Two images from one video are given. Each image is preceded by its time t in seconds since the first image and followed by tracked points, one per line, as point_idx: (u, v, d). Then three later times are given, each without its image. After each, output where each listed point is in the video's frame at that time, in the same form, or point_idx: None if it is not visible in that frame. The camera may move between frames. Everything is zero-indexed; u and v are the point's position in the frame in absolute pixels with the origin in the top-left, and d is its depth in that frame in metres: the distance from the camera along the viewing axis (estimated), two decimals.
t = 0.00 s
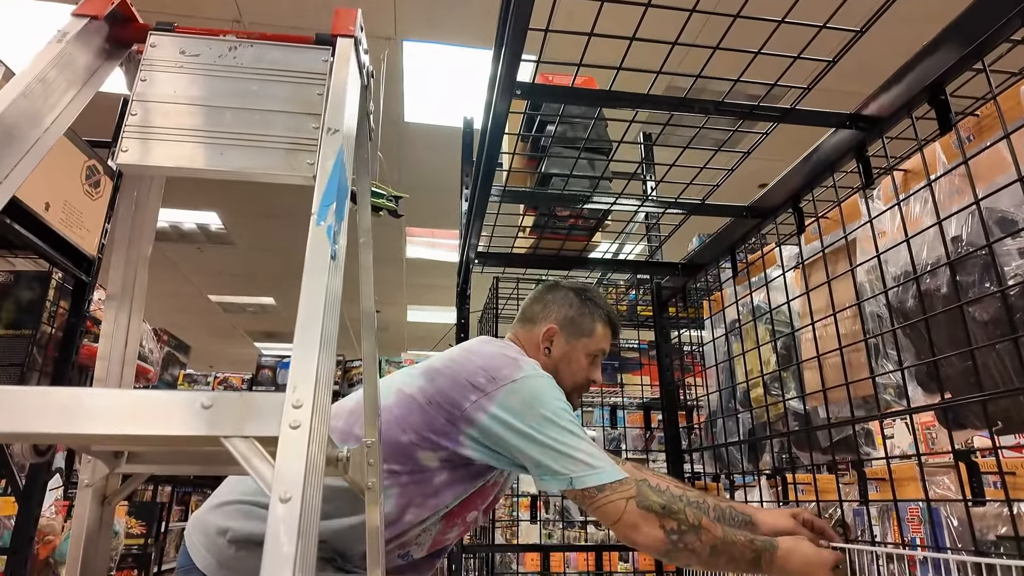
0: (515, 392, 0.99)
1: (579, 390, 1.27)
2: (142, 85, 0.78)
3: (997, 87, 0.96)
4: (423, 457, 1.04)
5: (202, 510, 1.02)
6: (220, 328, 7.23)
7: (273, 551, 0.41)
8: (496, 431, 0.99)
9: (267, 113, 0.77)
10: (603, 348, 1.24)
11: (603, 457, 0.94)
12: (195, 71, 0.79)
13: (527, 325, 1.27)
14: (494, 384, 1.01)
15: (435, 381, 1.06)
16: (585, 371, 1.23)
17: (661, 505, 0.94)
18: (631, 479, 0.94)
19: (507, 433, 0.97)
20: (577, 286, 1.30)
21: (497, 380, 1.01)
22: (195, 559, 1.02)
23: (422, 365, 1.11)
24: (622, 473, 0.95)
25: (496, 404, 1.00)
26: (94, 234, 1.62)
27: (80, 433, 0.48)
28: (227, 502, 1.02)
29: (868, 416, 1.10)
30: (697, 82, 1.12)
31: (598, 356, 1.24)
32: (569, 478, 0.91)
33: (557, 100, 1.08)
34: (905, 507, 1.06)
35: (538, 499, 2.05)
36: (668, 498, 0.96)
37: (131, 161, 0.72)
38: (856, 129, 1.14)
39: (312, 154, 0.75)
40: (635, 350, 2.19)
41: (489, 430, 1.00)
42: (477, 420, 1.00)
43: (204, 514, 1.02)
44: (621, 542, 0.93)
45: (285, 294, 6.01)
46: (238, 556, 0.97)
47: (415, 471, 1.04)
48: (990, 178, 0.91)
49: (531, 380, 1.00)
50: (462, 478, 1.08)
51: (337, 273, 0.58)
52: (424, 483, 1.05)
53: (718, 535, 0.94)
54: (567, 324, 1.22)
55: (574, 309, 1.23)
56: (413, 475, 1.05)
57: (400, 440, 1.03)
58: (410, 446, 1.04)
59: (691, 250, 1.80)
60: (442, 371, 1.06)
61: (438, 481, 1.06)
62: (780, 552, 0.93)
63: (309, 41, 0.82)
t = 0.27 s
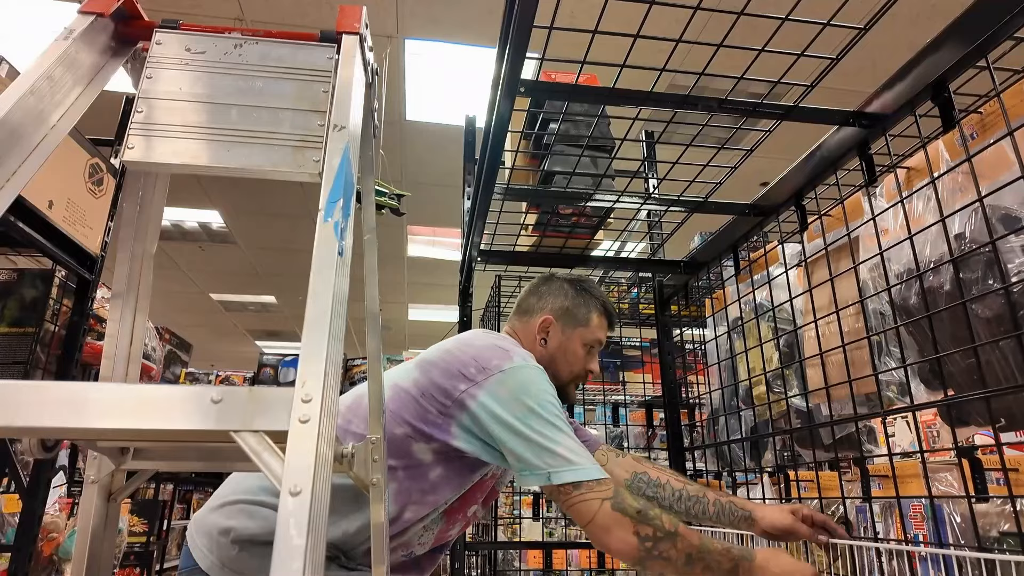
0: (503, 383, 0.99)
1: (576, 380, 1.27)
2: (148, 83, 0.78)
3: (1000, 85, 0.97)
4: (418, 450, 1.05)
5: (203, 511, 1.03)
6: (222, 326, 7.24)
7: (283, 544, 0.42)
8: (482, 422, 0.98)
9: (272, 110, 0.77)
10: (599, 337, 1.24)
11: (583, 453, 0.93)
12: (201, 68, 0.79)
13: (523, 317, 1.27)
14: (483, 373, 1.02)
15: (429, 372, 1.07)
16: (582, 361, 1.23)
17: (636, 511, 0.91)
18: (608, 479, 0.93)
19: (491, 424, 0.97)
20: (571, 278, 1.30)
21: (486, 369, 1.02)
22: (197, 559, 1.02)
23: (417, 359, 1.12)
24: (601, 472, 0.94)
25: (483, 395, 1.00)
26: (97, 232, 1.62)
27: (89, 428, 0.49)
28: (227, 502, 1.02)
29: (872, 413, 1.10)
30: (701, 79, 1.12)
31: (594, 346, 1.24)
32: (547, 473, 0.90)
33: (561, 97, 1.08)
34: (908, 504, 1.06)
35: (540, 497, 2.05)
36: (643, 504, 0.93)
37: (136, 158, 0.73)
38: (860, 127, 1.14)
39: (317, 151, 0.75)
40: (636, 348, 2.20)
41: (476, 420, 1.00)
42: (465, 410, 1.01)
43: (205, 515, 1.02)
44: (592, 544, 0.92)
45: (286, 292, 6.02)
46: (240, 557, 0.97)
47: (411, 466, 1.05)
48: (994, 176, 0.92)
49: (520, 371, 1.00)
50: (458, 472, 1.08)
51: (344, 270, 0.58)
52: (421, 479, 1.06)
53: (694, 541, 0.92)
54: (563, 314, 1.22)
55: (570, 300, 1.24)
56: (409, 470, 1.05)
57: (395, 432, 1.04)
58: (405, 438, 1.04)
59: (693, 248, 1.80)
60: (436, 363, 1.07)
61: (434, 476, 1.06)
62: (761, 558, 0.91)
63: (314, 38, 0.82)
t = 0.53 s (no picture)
0: (494, 379, 0.98)
1: (572, 375, 1.27)
2: (145, 80, 0.78)
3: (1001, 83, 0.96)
4: (411, 448, 1.05)
5: (201, 510, 1.03)
6: (223, 325, 7.25)
7: (279, 543, 0.41)
8: (475, 418, 0.98)
9: (270, 108, 0.77)
10: (594, 331, 1.24)
11: (577, 447, 0.92)
12: (199, 66, 0.79)
13: (518, 313, 1.27)
14: (474, 369, 1.01)
15: (419, 370, 1.07)
16: (577, 356, 1.23)
17: (633, 504, 0.91)
18: (603, 473, 0.92)
19: (484, 420, 0.97)
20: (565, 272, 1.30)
21: (477, 365, 1.01)
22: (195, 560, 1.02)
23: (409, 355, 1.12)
24: (596, 465, 0.93)
25: (475, 391, 0.99)
26: (96, 230, 1.62)
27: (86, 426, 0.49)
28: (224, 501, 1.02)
29: (872, 411, 1.10)
30: (701, 76, 1.12)
31: (589, 340, 1.24)
32: (540, 468, 0.90)
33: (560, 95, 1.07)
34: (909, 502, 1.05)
35: (540, 495, 2.05)
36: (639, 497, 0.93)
37: (134, 157, 0.73)
38: (861, 125, 1.14)
39: (314, 149, 0.75)
40: (636, 346, 2.20)
41: (469, 417, 0.99)
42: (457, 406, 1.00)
43: (203, 514, 1.02)
44: (589, 537, 0.91)
45: (287, 290, 6.02)
46: (240, 555, 0.97)
47: (403, 463, 1.05)
48: (995, 173, 0.91)
49: (511, 366, 0.99)
50: (452, 469, 1.08)
51: (342, 268, 0.58)
52: (415, 477, 1.06)
53: (691, 535, 0.91)
54: (556, 308, 1.22)
55: (563, 294, 1.23)
56: (402, 467, 1.05)
57: (387, 429, 1.04)
58: (397, 436, 1.04)
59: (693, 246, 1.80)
60: (427, 360, 1.06)
61: (427, 475, 1.07)
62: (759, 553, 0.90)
63: (312, 36, 0.82)
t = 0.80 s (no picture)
0: (508, 379, 0.99)
1: (573, 374, 1.27)
2: (145, 85, 0.78)
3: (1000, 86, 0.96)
4: (422, 450, 1.05)
5: (202, 512, 1.03)
6: (224, 324, 7.26)
7: (280, 549, 0.42)
8: (490, 420, 0.99)
9: (270, 112, 0.77)
10: (594, 329, 1.24)
11: (599, 438, 0.94)
12: (198, 70, 0.79)
13: (517, 313, 1.28)
14: (487, 372, 1.01)
15: (429, 372, 1.06)
16: (577, 354, 1.23)
17: (661, 484, 0.93)
18: (628, 459, 0.94)
19: (502, 420, 0.98)
20: (565, 272, 1.30)
21: (490, 367, 1.02)
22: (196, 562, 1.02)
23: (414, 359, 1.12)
24: (619, 452, 0.95)
25: (489, 392, 1.00)
26: (97, 232, 1.62)
27: (85, 433, 0.49)
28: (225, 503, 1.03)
29: (871, 413, 1.10)
30: (700, 79, 1.12)
31: (589, 338, 1.24)
32: (568, 460, 0.91)
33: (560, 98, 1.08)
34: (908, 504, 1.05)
35: (540, 495, 2.06)
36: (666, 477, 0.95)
37: (136, 161, 0.73)
38: (860, 127, 1.14)
39: (314, 153, 0.75)
40: (636, 346, 2.20)
41: (484, 419, 1.00)
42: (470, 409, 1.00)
43: (204, 516, 1.03)
44: (623, 523, 0.93)
45: (288, 290, 6.03)
46: (240, 557, 0.97)
47: (413, 464, 1.05)
48: (993, 176, 0.91)
49: (524, 367, 1.01)
50: (461, 468, 1.08)
51: (342, 273, 0.58)
52: (424, 476, 1.06)
53: (720, 515, 0.93)
54: (554, 308, 1.22)
55: (562, 293, 1.24)
56: (411, 467, 1.05)
57: (396, 433, 1.04)
58: (407, 439, 1.04)
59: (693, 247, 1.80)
60: (435, 363, 1.06)
61: (438, 475, 1.07)
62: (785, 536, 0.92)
63: (312, 40, 0.82)
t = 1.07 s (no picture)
0: (509, 380, 0.99)
1: (575, 375, 1.26)
2: (140, 86, 0.78)
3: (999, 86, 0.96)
4: (424, 449, 1.04)
5: (203, 512, 1.03)
6: (224, 324, 7.26)
7: (271, 555, 0.41)
8: (491, 420, 0.99)
9: (265, 113, 0.77)
10: (594, 329, 1.24)
11: (600, 439, 0.95)
12: (193, 71, 0.79)
13: (517, 314, 1.27)
14: (489, 372, 1.01)
15: (431, 372, 1.06)
16: (579, 355, 1.23)
17: (662, 487, 0.93)
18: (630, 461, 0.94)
19: (502, 421, 0.98)
20: (565, 272, 1.29)
21: (492, 368, 1.01)
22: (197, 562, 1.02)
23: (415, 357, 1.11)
24: (620, 453, 0.95)
25: (490, 394, 1.00)
26: (96, 232, 1.62)
27: (76, 436, 0.49)
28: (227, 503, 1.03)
29: (870, 414, 1.10)
30: (698, 79, 1.11)
31: (590, 337, 1.24)
32: (568, 461, 0.91)
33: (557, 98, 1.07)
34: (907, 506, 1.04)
35: (539, 495, 2.06)
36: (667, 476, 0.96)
37: (132, 163, 0.72)
38: (859, 127, 1.14)
39: (310, 154, 0.75)
40: (636, 347, 2.20)
41: (486, 420, 1.00)
42: (472, 409, 1.00)
43: (204, 516, 1.02)
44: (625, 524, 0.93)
45: (288, 290, 6.03)
46: (239, 558, 0.96)
47: (415, 463, 1.05)
48: (992, 176, 0.91)
49: (525, 368, 1.00)
50: (461, 467, 1.08)
51: (335, 275, 0.58)
52: (425, 475, 1.06)
53: (720, 516, 0.93)
54: (554, 308, 1.22)
55: (562, 294, 1.23)
56: (414, 466, 1.05)
57: (398, 432, 1.03)
58: (409, 438, 1.04)
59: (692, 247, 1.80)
60: (436, 363, 1.06)
61: (437, 474, 1.06)
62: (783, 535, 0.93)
63: (308, 41, 0.82)
